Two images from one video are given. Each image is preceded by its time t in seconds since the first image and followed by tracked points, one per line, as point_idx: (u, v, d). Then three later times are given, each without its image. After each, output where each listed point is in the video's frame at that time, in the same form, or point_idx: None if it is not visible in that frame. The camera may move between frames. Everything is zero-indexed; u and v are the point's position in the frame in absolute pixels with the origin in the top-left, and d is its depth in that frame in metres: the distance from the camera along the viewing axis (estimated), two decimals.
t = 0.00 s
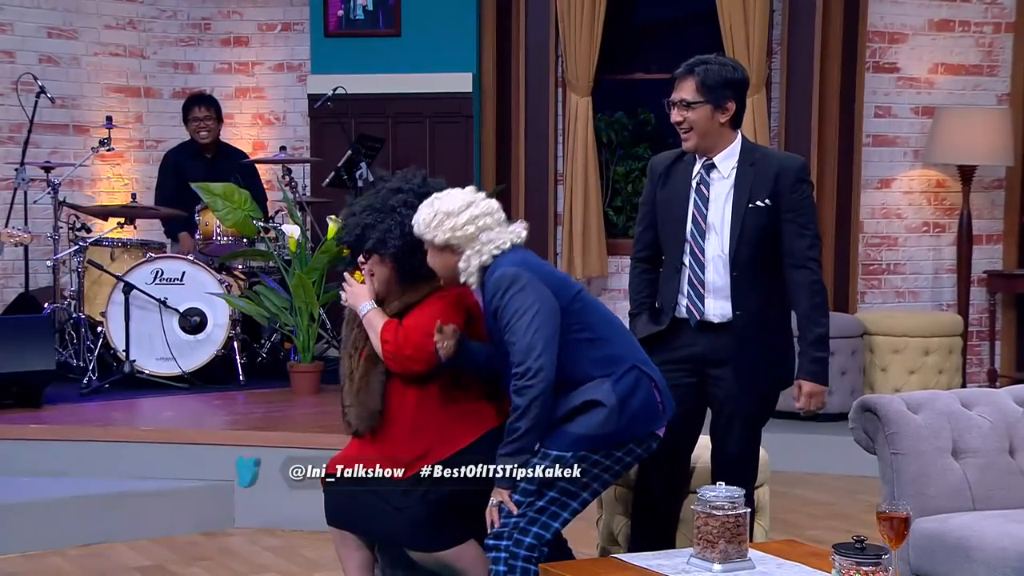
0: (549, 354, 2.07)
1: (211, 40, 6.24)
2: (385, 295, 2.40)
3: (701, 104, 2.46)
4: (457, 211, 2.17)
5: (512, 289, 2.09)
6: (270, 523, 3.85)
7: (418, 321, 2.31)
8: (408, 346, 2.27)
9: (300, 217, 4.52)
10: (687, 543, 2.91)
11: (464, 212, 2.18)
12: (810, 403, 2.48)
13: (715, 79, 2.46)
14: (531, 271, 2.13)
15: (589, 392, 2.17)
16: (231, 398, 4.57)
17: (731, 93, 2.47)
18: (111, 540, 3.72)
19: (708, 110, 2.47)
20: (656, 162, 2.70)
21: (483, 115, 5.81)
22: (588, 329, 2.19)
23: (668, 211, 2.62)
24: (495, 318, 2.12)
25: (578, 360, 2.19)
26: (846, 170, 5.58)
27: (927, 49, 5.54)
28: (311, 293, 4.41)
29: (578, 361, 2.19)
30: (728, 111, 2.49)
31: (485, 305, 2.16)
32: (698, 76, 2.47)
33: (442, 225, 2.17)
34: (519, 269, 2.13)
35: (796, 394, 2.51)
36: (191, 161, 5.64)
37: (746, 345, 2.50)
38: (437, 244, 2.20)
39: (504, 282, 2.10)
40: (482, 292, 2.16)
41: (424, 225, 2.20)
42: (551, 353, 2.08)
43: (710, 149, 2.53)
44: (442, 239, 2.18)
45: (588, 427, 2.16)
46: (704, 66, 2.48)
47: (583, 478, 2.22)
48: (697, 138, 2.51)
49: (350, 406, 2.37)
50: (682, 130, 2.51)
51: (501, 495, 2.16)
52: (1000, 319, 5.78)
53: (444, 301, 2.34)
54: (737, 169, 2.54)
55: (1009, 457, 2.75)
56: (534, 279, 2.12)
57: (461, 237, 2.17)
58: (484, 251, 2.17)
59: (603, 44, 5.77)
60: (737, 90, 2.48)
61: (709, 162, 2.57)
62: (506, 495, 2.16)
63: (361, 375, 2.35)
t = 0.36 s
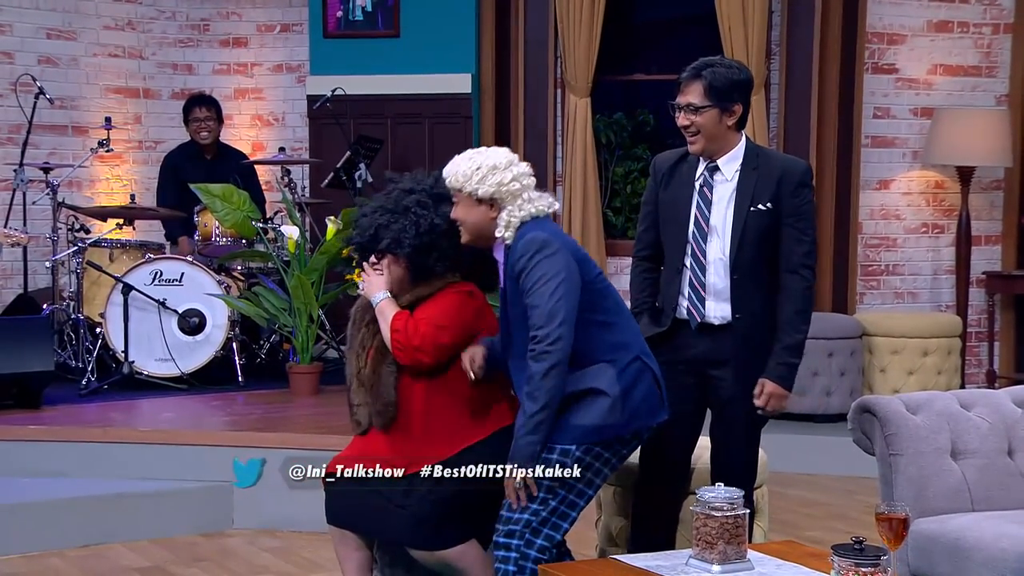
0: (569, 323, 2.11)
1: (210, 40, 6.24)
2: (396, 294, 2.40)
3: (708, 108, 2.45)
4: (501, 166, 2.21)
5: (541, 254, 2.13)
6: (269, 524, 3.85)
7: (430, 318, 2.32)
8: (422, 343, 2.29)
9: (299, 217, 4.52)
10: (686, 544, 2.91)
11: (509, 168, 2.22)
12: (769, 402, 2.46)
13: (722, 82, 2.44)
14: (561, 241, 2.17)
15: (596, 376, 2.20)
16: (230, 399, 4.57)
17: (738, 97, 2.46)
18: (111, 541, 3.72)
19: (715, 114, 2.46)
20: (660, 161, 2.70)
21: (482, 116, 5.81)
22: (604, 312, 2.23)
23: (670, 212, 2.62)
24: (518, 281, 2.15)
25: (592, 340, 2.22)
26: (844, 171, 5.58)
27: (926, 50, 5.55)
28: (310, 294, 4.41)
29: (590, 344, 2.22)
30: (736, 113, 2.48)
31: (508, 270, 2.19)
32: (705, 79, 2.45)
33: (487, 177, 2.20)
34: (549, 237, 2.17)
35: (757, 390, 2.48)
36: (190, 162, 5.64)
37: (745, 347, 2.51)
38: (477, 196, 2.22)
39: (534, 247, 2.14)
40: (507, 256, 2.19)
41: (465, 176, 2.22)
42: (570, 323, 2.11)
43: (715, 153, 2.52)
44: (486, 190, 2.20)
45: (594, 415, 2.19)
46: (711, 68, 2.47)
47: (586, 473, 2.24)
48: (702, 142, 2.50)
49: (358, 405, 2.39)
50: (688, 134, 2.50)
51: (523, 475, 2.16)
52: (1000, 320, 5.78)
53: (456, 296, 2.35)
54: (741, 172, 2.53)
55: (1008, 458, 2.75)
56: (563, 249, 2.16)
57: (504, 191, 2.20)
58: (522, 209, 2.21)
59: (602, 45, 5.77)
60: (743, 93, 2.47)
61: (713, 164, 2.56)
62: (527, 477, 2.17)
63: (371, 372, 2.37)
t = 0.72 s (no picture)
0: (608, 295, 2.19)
1: (210, 41, 6.24)
2: (416, 294, 2.40)
3: (708, 110, 2.45)
4: (537, 135, 2.24)
5: (583, 227, 2.21)
6: (268, 524, 3.85)
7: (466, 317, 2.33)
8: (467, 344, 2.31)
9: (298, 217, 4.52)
10: (686, 544, 2.91)
11: (545, 137, 2.25)
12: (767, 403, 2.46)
13: (722, 84, 2.44)
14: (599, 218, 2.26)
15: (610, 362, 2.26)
16: (229, 400, 4.57)
17: (738, 98, 2.46)
18: (111, 541, 3.72)
19: (715, 115, 2.46)
20: (660, 160, 2.71)
21: (482, 117, 5.81)
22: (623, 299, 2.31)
23: (667, 211, 2.63)
24: (555, 253, 2.22)
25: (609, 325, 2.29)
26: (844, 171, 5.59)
27: (926, 50, 5.55)
28: (310, 294, 4.41)
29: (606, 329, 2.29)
30: (735, 115, 2.48)
31: (542, 240, 2.25)
32: (705, 81, 2.45)
33: (523, 146, 2.23)
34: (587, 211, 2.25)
35: (756, 395, 2.48)
36: (189, 163, 5.64)
37: (740, 347, 2.52)
38: (513, 162, 2.25)
39: (578, 218, 2.22)
40: (544, 226, 2.25)
41: (501, 144, 2.24)
42: (609, 296, 2.20)
43: (715, 153, 2.53)
44: (524, 157, 2.23)
45: (606, 405, 2.24)
46: (710, 70, 2.46)
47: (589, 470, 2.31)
48: (702, 144, 2.50)
49: (365, 404, 2.41)
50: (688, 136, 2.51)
51: (565, 445, 2.20)
52: (999, 320, 5.79)
53: (484, 297, 2.38)
54: (738, 172, 2.53)
55: (1006, 458, 2.75)
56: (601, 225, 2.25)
57: (541, 159, 2.24)
58: (559, 177, 2.26)
59: (602, 46, 5.78)
60: (742, 94, 2.47)
61: (711, 163, 2.57)
62: (567, 447, 2.21)
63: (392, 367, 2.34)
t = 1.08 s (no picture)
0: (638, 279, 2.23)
1: (205, 42, 6.24)
2: (433, 293, 2.44)
3: (698, 112, 2.45)
4: (520, 127, 2.23)
5: (609, 210, 2.25)
6: (263, 526, 3.85)
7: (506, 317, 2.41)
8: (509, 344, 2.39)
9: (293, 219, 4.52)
10: (681, 545, 2.90)
11: (529, 128, 2.24)
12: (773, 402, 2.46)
13: (710, 85, 2.44)
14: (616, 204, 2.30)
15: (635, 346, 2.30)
16: (224, 401, 4.57)
17: (727, 98, 2.46)
18: (105, 542, 3.72)
19: (705, 117, 2.46)
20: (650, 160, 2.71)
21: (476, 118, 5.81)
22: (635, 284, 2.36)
23: (660, 213, 2.63)
24: (583, 238, 2.24)
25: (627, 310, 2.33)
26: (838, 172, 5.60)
27: (920, 51, 5.56)
28: (305, 296, 4.40)
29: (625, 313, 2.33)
30: (726, 116, 2.49)
31: (565, 227, 2.27)
32: (694, 82, 2.45)
33: (510, 141, 2.22)
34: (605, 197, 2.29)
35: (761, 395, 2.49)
36: (183, 164, 5.63)
37: (737, 347, 2.51)
38: (504, 160, 2.24)
39: (602, 203, 2.25)
40: (564, 212, 2.27)
41: (488, 145, 2.24)
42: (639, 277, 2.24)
43: (706, 154, 2.52)
44: (514, 152, 2.22)
45: (641, 386, 2.27)
46: (699, 73, 2.46)
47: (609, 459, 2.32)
48: (693, 146, 2.50)
49: (368, 406, 2.44)
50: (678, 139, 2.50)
51: (611, 426, 2.24)
52: (993, 321, 5.79)
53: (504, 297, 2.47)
54: (730, 173, 2.54)
55: (1000, 459, 2.76)
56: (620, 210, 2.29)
57: (531, 150, 2.23)
58: (554, 164, 2.26)
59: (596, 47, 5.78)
60: (732, 95, 2.48)
61: (702, 165, 2.57)
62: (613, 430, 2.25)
63: (432, 365, 2.37)
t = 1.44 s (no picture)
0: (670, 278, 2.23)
1: (202, 41, 6.24)
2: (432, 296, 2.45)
3: (693, 119, 2.43)
4: (544, 116, 2.22)
5: (641, 206, 2.24)
6: (260, 525, 3.85)
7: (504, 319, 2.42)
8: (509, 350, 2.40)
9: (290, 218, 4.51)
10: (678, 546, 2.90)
11: (552, 116, 2.23)
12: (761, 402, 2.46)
13: (704, 93, 2.41)
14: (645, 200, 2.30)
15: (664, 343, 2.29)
16: (222, 400, 4.57)
17: (720, 103, 2.44)
18: (102, 542, 3.71)
19: (700, 124, 2.45)
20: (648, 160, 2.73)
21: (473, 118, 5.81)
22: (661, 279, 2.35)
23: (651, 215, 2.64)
24: (617, 234, 2.23)
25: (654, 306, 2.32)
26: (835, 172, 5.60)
27: (918, 51, 5.56)
28: (303, 295, 4.39)
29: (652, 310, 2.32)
30: (720, 119, 2.47)
31: (596, 223, 2.26)
32: (688, 89, 2.41)
33: (537, 131, 2.20)
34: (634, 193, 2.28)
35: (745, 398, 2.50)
36: (180, 164, 5.63)
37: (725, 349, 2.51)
38: (532, 151, 2.22)
39: (634, 199, 2.24)
40: (594, 208, 2.26)
41: (516, 136, 2.20)
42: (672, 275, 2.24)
43: (701, 157, 2.52)
44: (542, 142, 2.20)
45: (674, 383, 2.27)
46: (691, 79, 2.42)
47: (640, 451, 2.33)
48: (689, 149, 2.50)
49: (365, 407, 2.44)
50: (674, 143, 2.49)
51: (648, 423, 2.26)
52: (991, 320, 5.80)
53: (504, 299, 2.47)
54: (721, 176, 2.54)
55: (998, 459, 2.76)
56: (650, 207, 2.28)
57: (557, 138, 2.22)
58: (576, 151, 2.25)
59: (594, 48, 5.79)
60: (725, 98, 2.45)
61: (696, 167, 2.57)
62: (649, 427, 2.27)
63: (436, 371, 2.37)
